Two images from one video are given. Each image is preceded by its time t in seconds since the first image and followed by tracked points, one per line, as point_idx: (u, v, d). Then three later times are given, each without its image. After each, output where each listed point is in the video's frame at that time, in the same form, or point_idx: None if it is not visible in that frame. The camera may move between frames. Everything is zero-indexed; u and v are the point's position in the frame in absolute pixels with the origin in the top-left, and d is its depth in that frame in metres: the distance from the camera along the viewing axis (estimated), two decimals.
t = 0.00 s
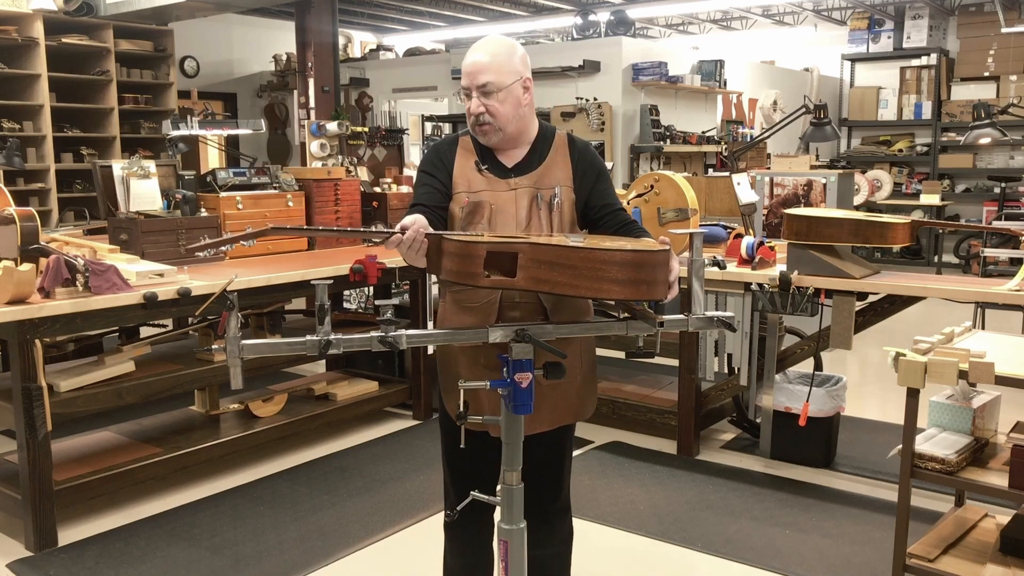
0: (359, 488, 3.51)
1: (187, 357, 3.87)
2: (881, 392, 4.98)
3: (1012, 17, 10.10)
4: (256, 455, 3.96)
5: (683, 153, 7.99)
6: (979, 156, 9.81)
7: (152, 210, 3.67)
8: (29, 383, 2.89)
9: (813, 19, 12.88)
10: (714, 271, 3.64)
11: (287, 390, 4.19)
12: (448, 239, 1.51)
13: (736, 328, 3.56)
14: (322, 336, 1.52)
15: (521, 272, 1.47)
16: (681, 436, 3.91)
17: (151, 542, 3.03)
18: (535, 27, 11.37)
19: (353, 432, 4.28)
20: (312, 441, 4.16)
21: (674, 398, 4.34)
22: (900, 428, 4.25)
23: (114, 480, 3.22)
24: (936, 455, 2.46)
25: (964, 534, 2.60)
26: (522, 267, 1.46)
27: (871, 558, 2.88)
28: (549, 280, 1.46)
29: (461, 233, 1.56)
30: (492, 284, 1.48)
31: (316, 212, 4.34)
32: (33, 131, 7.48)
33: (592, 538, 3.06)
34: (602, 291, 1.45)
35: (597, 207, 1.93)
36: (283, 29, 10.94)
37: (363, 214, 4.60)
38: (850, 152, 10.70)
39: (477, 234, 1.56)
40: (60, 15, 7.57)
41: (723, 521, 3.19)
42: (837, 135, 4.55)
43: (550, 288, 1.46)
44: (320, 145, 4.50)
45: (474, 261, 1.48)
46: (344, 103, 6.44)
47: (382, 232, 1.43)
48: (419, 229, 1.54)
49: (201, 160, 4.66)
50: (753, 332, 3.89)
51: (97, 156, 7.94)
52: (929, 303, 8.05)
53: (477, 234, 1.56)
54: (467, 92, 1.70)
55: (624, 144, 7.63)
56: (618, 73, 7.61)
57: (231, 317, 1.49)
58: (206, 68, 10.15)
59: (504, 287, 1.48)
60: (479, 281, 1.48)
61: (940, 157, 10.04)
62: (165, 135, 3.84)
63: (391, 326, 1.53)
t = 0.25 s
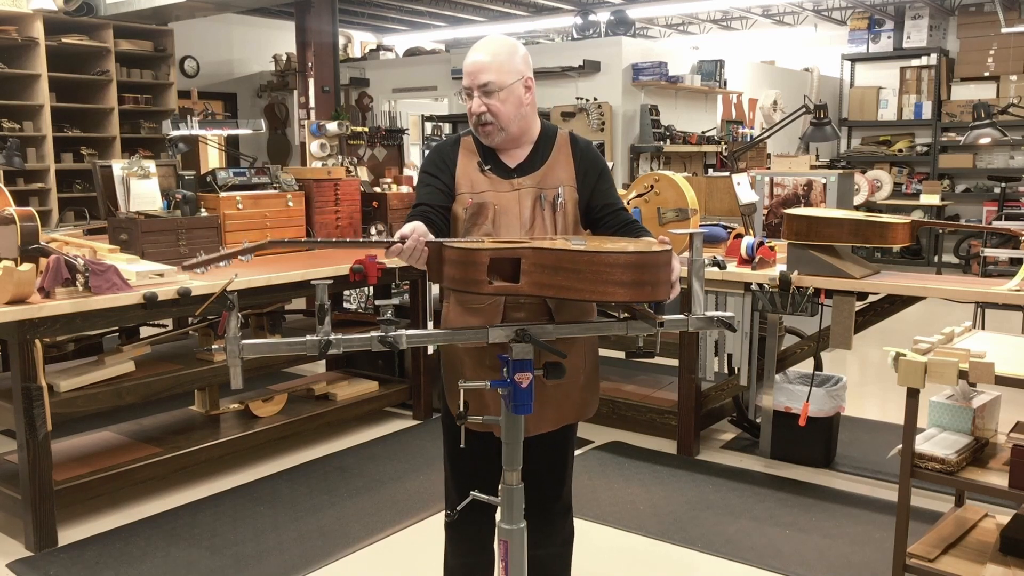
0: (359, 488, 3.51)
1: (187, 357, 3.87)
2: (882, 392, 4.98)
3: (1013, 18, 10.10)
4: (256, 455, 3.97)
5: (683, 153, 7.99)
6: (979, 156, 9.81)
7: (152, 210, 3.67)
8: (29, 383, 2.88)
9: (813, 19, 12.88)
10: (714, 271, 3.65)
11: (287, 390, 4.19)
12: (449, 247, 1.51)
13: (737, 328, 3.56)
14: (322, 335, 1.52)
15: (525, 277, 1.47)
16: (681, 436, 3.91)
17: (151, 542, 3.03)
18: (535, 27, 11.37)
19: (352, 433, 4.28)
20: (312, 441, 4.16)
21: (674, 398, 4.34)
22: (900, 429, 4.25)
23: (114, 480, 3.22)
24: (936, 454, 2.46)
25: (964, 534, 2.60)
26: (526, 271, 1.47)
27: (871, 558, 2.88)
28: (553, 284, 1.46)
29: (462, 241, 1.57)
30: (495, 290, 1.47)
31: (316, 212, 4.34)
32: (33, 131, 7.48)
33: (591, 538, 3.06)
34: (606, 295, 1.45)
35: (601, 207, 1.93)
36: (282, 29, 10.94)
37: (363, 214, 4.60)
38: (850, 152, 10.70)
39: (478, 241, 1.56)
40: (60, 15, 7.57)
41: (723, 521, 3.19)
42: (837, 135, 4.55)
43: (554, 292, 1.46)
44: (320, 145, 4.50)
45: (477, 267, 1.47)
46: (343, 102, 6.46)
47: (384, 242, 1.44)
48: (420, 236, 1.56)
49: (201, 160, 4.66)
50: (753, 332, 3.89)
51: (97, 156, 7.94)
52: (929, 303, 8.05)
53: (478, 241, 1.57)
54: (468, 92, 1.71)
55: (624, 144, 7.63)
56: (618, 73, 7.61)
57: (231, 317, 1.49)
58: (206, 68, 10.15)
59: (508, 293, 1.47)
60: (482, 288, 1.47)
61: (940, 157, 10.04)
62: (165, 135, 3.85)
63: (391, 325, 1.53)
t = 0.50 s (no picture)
0: (359, 488, 3.51)
1: (187, 357, 3.87)
2: (882, 392, 4.98)
3: (1012, 18, 10.10)
4: (256, 456, 3.97)
5: (683, 153, 7.99)
6: (979, 156, 9.81)
7: (152, 210, 3.67)
8: (30, 383, 2.88)
9: (813, 19, 12.88)
10: (714, 271, 3.65)
11: (287, 390, 4.19)
12: (447, 254, 1.52)
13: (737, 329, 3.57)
14: (322, 336, 1.52)
15: (524, 281, 1.47)
16: (681, 436, 3.91)
17: (152, 542, 3.03)
18: (535, 27, 11.36)
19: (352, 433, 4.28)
20: (312, 441, 4.16)
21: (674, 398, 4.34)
22: (900, 428, 4.25)
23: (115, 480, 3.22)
24: (936, 455, 2.46)
25: (964, 534, 2.60)
26: (525, 275, 1.46)
27: (871, 558, 2.88)
28: (552, 288, 1.46)
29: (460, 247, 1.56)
30: (495, 295, 1.47)
31: (317, 212, 4.34)
32: (33, 131, 7.48)
33: (591, 538, 3.07)
34: (605, 296, 1.45)
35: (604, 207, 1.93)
36: (282, 29, 10.94)
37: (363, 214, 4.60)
38: (850, 152, 10.70)
39: (476, 248, 1.56)
40: (60, 15, 7.57)
41: (723, 521, 3.19)
42: (837, 135, 4.55)
43: (554, 297, 1.46)
44: (320, 145, 4.50)
45: (476, 273, 1.47)
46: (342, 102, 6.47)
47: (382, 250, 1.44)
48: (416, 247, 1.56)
49: (201, 160, 4.66)
50: (753, 332, 3.89)
51: (97, 156, 7.94)
52: (929, 303, 8.05)
53: (476, 247, 1.57)
54: (470, 91, 1.70)
55: (624, 144, 7.63)
56: (618, 73, 7.61)
57: (231, 318, 1.49)
58: (206, 68, 10.15)
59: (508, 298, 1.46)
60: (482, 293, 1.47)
61: (940, 157, 10.04)
62: (165, 135, 3.85)
63: (391, 326, 1.53)
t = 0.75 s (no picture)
0: (359, 488, 3.51)
1: (187, 357, 3.87)
2: (882, 392, 4.98)
3: (1012, 17, 10.10)
4: (256, 456, 3.97)
5: (683, 153, 7.99)
6: (979, 156, 9.81)
7: (152, 211, 3.67)
8: (30, 383, 2.88)
9: (813, 19, 12.88)
10: (713, 271, 3.65)
11: (287, 389, 4.19)
12: (445, 257, 1.52)
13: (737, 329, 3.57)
14: (322, 336, 1.52)
15: (523, 282, 1.47)
16: (681, 436, 3.91)
17: (152, 542, 3.03)
18: (535, 27, 11.36)
19: (352, 433, 4.28)
20: (312, 441, 4.16)
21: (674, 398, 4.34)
22: (900, 428, 4.25)
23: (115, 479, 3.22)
24: (936, 455, 2.46)
25: (964, 534, 2.60)
26: (524, 277, 1.47)
27: (871, 558, 2.88)
28: (551, 289, 1.46)
29: (459, 250, 1.56)
30: (494, 297, 1.46)
31: (316, 212, 4.33)
32: (33, 131, 7.47)
33: (591, 538, 3.07)
34: (605, 297, 1.45)
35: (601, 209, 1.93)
36: (282, 29, 10.93)
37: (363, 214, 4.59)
38: (850, 152, 10.69)
39: (475, 250, 1.56)
40: (60, 15, 7.57)
41: (723, 521, 3.19)
42: (837, 135, 4.55)
43: (553, 298, 1.46)
44: (320, 145, 4.50)
45: (475, 274, 1.47)
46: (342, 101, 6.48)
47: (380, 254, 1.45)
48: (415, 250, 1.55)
49: (201, 160, 4.66)
50: (753, 332, 3.88)
51: (97, 156, 7.94)
52: (929, 303, 8.05)
53: (475, 249, 1.56)
54: (468, 91, 1.73)
55: (624, 144, 7.63)
56: (618, 73, 7.61)
57: (231, 318, 1.49)
58: (206, 68, 10.15)
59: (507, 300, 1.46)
60: (481, 295, 1.47)
61: (940, 157, 10.04)
62: (165, 135, 3.85)
63: (390, 326, 1.53)
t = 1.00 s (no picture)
0: (358, 488, 3.51)
1: (187, 357, 3.87)
2: (882, 392, 4.98)
3: (1012, 17, 10.10)
4: (255, 456, 3.96)
5: (683, 153, 7.99)
6: (979, 156, 9.82)
7: (152, 211, 3.67)
8: (29, 383, 2.88)
9: (813, 19, 12.88)
10: (714, 271, 3.65)
11: (287, 390, 4.18)
12: (445, 256, 1.51)
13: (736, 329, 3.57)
14: (322, 336, 1.52)
15: (523, 282, 1.47)
16: (681, 436, 3.91)
17: (152, 542, 3.03)
18: (535, 27, 11.36)
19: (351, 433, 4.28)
20: (312, 441, 4.16)
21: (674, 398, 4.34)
22: (900, 428, 4.25)
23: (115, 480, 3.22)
24: (936, 454, 2.46)
25: (964, 534, 2.60)
26: (524, 276, 1.47)
27: (871, 558, 2.88)
28: (551, 289, 1.47)
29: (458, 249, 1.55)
30: (495, 297, 1.46)
31: (317, 212, 4.33)
32: (33, 131, 7.47)
33: (591, 538, 3.07)
34: (605, 297, 1.45)
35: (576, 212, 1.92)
36: (282, 29, 10.93)
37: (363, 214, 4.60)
38: (850, 152, 10.69)
39: (474, 250, 1.56)
40: (60, 15, 7.56)
41: (723, 521, 3.19)
42: (837, 135, 4.55)
43: (553, 298, 1.46)
44: (320, 144, 4.51)
45: (474, 275, 1.46)
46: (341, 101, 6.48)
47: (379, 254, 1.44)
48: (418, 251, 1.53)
49: (201, 160, 4.67)
50: (753, 332, 3.88)
51: (97, 156, 7.94)
52: (929, 303, 8.05)
53: (475, 249, 1.56)
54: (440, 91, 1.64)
55: (624, 144, 7.63)
56: (618, 73, 7.61)
57: (231, 318, 1.49)
58: (206, 68, 10.15)
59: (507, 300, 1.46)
60: (481, 296, 1.46)
61: (940, 157, 10.04)
62: (165, 135, 3.85)
63: (390, 326, 1.52)
